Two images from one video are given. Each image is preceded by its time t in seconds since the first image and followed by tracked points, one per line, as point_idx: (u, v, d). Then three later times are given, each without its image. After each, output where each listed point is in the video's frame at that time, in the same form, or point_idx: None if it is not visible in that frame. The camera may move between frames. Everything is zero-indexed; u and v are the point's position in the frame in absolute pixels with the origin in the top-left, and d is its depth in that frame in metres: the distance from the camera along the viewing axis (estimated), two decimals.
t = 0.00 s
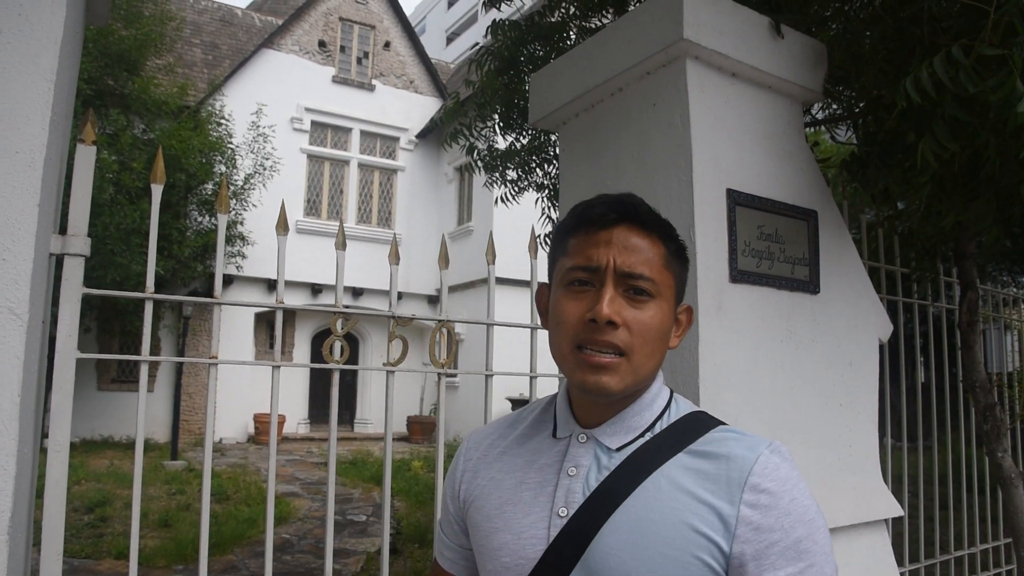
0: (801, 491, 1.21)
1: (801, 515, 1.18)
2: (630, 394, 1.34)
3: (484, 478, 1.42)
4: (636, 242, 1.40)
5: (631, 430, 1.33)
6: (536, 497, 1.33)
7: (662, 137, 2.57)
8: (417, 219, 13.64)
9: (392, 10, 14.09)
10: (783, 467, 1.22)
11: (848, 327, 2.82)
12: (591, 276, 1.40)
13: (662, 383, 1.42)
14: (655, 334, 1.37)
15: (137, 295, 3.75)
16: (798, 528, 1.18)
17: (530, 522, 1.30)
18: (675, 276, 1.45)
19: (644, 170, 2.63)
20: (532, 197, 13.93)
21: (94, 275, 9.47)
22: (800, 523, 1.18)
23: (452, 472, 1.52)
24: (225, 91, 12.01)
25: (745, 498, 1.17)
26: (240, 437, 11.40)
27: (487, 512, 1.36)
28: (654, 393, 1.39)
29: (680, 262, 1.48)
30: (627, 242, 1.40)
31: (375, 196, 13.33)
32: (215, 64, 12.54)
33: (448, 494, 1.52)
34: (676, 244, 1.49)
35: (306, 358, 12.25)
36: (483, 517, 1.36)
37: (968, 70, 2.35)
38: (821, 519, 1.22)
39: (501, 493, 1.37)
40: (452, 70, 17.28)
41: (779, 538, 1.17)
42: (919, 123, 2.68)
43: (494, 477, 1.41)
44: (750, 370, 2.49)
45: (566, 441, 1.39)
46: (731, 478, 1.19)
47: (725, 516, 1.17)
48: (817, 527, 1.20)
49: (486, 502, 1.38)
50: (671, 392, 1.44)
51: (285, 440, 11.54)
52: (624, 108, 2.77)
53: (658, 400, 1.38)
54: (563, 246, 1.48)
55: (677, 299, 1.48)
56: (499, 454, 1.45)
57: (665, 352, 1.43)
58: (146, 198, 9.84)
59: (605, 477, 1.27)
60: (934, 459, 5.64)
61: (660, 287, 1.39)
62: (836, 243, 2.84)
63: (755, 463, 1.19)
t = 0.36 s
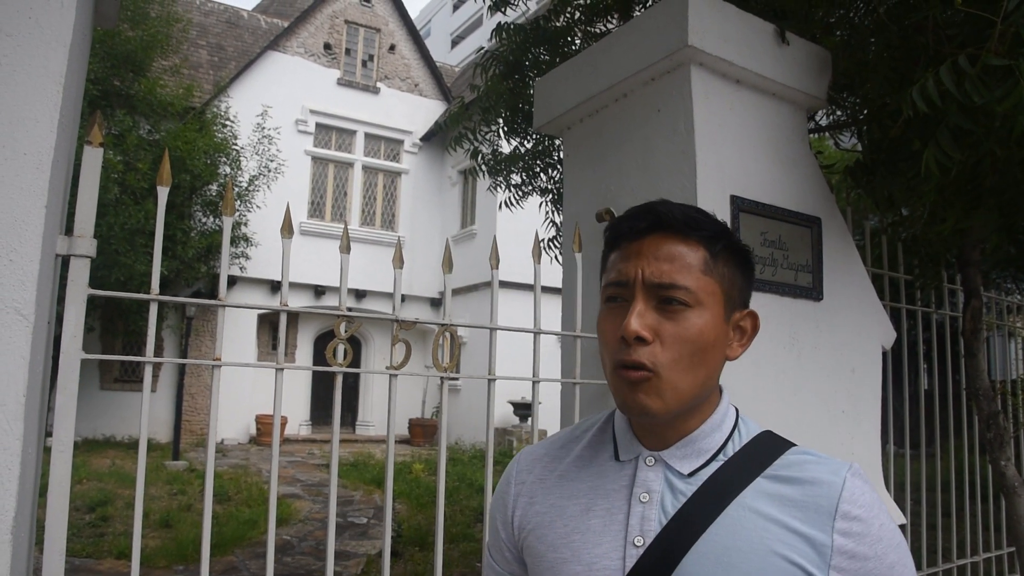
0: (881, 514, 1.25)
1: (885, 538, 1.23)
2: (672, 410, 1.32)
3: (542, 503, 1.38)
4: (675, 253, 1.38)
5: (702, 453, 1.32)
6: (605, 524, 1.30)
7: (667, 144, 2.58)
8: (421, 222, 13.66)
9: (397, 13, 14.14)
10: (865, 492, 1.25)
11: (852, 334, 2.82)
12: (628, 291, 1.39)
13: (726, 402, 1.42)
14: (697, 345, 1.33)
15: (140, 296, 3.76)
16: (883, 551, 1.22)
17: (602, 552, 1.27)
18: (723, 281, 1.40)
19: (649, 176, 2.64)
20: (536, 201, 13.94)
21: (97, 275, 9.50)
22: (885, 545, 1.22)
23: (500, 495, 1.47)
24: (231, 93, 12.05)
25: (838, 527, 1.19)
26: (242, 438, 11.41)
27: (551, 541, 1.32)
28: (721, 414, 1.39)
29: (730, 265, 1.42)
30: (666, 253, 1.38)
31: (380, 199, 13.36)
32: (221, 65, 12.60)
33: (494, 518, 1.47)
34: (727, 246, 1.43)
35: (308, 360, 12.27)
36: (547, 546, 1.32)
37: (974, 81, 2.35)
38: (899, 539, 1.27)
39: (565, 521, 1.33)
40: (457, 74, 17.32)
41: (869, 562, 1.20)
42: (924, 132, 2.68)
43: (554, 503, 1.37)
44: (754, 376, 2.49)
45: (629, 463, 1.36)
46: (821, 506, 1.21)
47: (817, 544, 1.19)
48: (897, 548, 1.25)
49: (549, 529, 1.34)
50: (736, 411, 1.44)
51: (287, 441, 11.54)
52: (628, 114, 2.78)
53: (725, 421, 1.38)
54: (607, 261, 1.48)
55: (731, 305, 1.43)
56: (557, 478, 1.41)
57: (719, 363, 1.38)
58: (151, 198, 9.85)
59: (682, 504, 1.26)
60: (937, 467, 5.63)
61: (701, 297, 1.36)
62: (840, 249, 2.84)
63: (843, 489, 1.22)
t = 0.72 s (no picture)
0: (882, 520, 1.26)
1: (886, 542, 1.24)
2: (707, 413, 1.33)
3: (547, 499, 1.34)
4: (710, 256, 1.38)
5: (710, 455, 1.32)
6: (612, 524, 1.28)
7: (671, 148, 2.58)
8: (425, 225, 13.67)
9: (402, 16, 14.18)
10: (867, 497, 1.26)
11: (855, 339, 2.82)
12: (662, 290, 1.37)
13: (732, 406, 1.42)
14: (728, 348, 1.35)
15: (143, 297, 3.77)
16: (885, 556, 1.23)
17: (609, 552, 1.25)
18: (746, 286, 1.43)
19: (653, 180, 2.64)
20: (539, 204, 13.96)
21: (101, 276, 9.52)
22: (886, 550, 1.23)
23: (498, 489, 1.43)
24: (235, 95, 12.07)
25: (842, 529, 1.20)
26: (244, 439, 11.42)
27: (555, 538, 1.29)
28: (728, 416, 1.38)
29: (751, 272, 1.45)
30: (701, 255, 1.38)
31: (383, 201, 13.38)
32: (226, 67, 12.64)
33: (491, 516, 1.42)
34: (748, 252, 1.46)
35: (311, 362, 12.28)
36: (550, 544, 1.29)
37: (976, 85, 2.34)
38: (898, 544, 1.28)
39: (572, 519, 1.30)
40: (461, 78, 17.36)
41: (871, 566, 1.21)
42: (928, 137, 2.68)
43: (558, 500, 1.34)
44: (757, 381, 2.49)
45: (636, 463, 1.35)
46: (826, 509, 1.22)
47: (822, 546, 1.19)
48: (897, 552, 1.26)
49: (553, 527, 1.31)
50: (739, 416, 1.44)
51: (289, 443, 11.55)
52: (632, 119, 2.78)
53: (733, 423, 1.38)
54: (633, 254, 1.45)
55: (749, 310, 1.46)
56: (561, 474, 1.37)
57: (740, 367, 1.41)
58: (155, 200, 9.87)
59: (690, 505, 1.26)
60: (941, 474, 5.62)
61: (731, 303, 1.37)
62: (844, 255, 2.83)
63: (847, 494, 1.23)
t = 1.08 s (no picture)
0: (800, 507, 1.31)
1: (805, 527, 1.29)
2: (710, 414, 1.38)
3: (494, 488, 1.31)
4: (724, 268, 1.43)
5: (655, 445, 1.34)
6: (561, 512, 1.26)
7: (672, 151, 2.58)
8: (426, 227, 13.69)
9: (404, 19, 14.20)
10: (787, 485, 1.31)
11: (855, 340, 2.81)
12: (705, 299, 1.35)
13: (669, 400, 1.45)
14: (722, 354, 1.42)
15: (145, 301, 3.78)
16: (805, 540, 1.28)
17: (559, 540, 1.24)
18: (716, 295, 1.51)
19: (652, 182, 2.64)
20: (541, 206, 13.97)
21: (104, 279, 9.54)
22: (805, 534, 1.29)
23: (439, 477, 1.37)
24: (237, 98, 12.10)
25: (771, 515, 1.24)
26: (246, 442, 11.43)
27: (503, 527, 1.26)
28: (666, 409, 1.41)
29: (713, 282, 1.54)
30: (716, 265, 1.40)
31: (385, 204, 13.40)
32: (228, 70, 12.68)
33: (431, 503, 1.38)
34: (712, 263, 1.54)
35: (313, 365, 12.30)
36: (498, 533, 1.26)
37: (977, 85, 2.32)
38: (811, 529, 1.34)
39: (518, 507, 1.27)
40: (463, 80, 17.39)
41: (796, 550, 1.26)
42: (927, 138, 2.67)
43: (505, 489, 1.30)
44: (757, 383, 2.48)
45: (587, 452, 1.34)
46: (756, 497, 1.25)
47: (754, 531, 1.23)
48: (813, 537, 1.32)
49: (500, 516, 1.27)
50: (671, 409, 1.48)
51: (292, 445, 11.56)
52: (633, 121, 2.78)
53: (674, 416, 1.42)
54: (661, 254, 1.37)
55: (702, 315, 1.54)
56: (506, 462, 1.34)
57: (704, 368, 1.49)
58: (157, 203, 9.89)
59: (636, 494, 1.26)
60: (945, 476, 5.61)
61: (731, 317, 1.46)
62: (845, 256, 2.83)
63: (773, 482, 1.28)
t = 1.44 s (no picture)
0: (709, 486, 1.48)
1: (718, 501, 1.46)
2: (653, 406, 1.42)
3: (451, 488, 1.22)
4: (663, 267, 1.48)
5: (598, 433, 1.38)
6: (529, 506, 1.23)
7: (672, 147, 2.58)
8: (427, 229, 13.70)
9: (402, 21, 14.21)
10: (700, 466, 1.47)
11: (857, 333, 2.81)
12: (654, 294, 1.40)
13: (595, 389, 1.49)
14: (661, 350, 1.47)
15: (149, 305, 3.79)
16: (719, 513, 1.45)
17: (530, 534, 1.21)
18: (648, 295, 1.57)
19: (652, 179, 2.65)
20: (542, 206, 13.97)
21: (108, 285, 9.55)
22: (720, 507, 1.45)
23: (382, 480, 1.24)
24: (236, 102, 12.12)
25: (702, 492, 1.38)
26: (251, 445, 11.45)
27: (471, 529, 1.19)
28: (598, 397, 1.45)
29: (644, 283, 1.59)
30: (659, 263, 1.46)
31: (386, 206, 13.41)
32: (227, 74, 12.70)
33: (372, 509, 1.24)
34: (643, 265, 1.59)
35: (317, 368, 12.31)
36: (465, 535, 1.19)
37: (975, 76, 2.31)
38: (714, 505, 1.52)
39: (483, 506, 1.21)
40: (463, 81, 17.39)
41: (719, 522, 1.41)
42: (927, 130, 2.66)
43: (465, 488, 1.23)
44: (760, 377, 2.48)
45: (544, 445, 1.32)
46: (689, 477, 1.38)
47: (692, 507, 1.35)
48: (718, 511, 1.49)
49: (464, 517, 1.20)
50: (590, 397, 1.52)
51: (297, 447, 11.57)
52: (633, 118, 2.78)
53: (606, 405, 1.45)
54: (616, 250, 1.39)
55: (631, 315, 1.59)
56: (460, 459, 1.26)
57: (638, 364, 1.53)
58: (159, 208, 9.91)
59: (594, 482, 1.29)
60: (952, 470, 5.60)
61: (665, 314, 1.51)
62: (848, 250, 2.83)
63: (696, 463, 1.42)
